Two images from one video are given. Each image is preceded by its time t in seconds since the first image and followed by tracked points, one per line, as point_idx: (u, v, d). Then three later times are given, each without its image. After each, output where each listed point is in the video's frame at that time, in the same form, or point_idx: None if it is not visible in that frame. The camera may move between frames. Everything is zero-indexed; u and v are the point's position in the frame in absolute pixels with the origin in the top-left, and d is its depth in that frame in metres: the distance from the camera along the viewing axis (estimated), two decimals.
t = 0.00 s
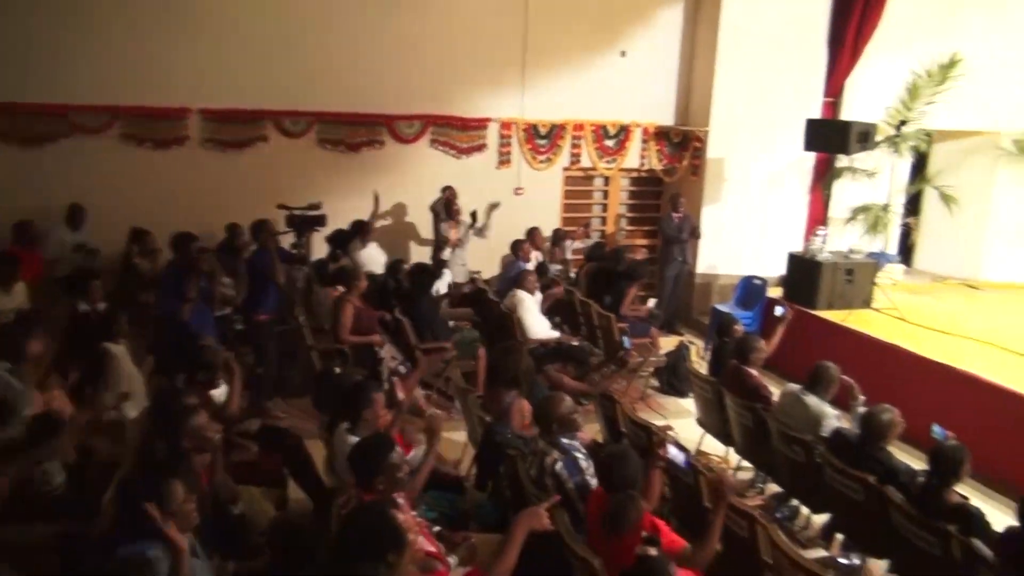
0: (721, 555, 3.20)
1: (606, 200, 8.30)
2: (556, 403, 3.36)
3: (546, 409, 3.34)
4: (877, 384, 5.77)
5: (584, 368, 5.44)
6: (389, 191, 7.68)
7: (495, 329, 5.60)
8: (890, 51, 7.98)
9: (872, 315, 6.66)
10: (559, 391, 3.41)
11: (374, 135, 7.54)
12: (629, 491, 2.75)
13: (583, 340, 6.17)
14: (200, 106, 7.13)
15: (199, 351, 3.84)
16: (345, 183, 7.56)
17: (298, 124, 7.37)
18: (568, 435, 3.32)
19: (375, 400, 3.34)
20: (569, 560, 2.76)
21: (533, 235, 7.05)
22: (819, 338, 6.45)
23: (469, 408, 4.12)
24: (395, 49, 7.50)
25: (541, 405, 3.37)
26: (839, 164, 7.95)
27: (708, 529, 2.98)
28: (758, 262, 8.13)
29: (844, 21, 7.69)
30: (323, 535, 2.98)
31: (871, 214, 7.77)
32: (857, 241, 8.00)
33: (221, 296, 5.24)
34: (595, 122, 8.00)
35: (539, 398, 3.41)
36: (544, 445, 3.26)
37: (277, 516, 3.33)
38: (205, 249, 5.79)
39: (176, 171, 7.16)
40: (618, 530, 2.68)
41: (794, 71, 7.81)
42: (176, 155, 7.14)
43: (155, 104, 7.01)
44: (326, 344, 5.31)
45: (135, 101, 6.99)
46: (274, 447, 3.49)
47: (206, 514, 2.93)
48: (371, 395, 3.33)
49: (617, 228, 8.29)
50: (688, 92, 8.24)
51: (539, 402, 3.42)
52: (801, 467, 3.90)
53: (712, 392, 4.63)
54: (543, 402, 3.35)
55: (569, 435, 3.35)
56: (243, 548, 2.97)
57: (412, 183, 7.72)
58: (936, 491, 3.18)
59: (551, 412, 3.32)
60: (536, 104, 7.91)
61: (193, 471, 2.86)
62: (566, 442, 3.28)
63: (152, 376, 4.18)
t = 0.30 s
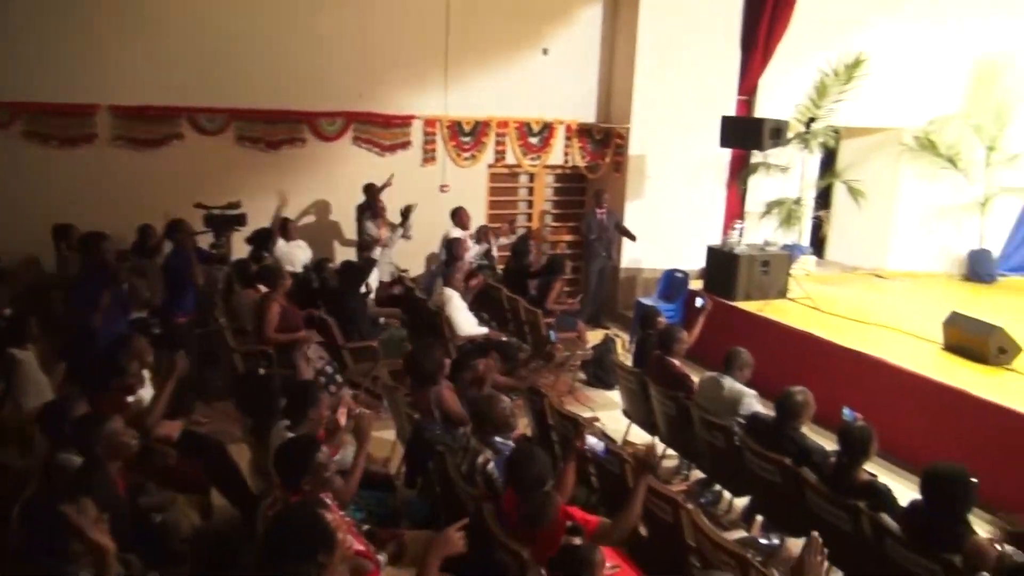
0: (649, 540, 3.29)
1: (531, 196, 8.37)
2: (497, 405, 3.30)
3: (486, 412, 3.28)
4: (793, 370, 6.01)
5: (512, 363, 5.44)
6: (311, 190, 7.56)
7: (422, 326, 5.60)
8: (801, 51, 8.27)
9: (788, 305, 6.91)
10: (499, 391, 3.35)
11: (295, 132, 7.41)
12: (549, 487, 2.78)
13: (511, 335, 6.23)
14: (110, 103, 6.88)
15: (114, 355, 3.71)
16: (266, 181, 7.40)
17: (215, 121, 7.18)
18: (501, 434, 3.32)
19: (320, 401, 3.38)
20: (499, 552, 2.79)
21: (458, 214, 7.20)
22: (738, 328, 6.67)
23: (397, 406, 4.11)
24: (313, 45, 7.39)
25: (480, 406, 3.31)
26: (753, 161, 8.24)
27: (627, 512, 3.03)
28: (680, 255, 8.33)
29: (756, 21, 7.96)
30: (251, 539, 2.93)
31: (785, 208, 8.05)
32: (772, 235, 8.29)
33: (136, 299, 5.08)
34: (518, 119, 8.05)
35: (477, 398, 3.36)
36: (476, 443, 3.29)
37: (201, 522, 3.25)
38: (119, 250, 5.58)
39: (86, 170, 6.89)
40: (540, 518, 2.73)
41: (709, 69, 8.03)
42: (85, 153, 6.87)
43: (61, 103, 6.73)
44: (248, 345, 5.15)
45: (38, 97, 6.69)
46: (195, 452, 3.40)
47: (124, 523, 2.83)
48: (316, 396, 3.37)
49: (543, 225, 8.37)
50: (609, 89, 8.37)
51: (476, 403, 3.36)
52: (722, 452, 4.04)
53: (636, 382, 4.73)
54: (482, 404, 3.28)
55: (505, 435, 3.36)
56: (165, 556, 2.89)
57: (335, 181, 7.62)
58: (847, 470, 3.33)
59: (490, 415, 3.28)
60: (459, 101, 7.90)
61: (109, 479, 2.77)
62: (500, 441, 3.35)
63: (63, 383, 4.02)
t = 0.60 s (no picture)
0: (602, 531, 3.34)
1: (481, 193, 8.38)
2: (463, 411, 3.21)
3: (450, 416, 3.21)
4: (739, 361, 6.15)
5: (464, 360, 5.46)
6: (258, 188, 7.44)
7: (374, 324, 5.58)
8: (743, 49, 8.44)
9: (735, 297, 7.06)
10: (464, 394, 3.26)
11: (240, 130, 7.28)
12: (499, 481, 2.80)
13: (463, 333, 6.25)
14: (45, 100, 6.67)
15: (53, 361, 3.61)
16: (211, 180, 7.27)
17: (157, 119, 7.02)
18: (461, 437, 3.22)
19: (279, 401, 3.32)
20: (454, 547, 2.81)
21: (401, 199, 7.22)
22: (686, 321, 6.80)
23: (348, 405, 4.09)
24: (257, 42, 7.28)
25: (442, 408, 3.23)
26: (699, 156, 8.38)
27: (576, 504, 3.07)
28: (629, 251, 8.43)
29: (699, 19, 8.09)
30: (202, 546, 2.88)
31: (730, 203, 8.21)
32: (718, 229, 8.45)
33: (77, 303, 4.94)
34: (467, 117, 8.05)
35: (440, 403, 3.27)
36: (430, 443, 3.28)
37: (149, 528, 3.20)
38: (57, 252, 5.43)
39: (21, 170, 6.66)
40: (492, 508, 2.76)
41: (655, 67, 8.14)
42: (20, 153, 6.65)
43: None
44: (196, 348, 5.06)
45: None
46: (141, 457, 3.34)
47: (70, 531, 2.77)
48: (275, 398, 3.31)
49: (494, 221, 8.40)
50: (557, 87, 8.43)
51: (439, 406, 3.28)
52: (671, 442, 4.12)
53: (588, 376, 4.80)
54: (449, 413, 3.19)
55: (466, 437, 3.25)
56: (112, 563, 2.83)
57: (283, 180, 7.53)
58: (792, 456, 3.42)
59: (456, 421, 3.20)
60: (407, 99, 7.87)
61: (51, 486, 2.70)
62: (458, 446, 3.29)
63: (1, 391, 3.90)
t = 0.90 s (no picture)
0: (575, 524, 3.37)
1: (451, 190, 8.37)
2: (445, 418, 3.31)
3: (431, 423, 3.32)
4: (708, 355, 6.22)
5: (437, 357, 5.46)
6: (225, 186, 7.37)
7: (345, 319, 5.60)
8: (710, 46, 8.50)
9: (703, 292, 7.13)
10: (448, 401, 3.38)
11: (205, 128, 7.20)
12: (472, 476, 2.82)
13: (434, 330, 6.25)
14: (3, 97, 6.52)
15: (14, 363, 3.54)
16: (176, 178, 7.18)
17: (119, 116, 6.91)
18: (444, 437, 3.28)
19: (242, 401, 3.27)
20: (427, 543, 2.80)
21: (363, 192, 7.27)
22: (656, 316, 6.87)
23: (319, 403, 4.08)
24: (222, 39, 7.20)
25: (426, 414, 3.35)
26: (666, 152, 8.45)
27: (552, 503, 3.18)
28: (599, 246, 8.47)
29: (666, 16, 8.15)
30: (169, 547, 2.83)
31: (698, 199, 8.31)
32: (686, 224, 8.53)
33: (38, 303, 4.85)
34: (436, 114, 8.03)
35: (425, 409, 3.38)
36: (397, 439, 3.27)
37: (116, 530, 3.15)
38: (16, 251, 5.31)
39: None
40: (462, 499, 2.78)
41: (623, 64, 8.18)
42: None
43: None
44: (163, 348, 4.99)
45: None
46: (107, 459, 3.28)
47: (34, 536, 2.71)
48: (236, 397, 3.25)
49: (464, 218, 8.40)
50: (525, 83, 8.44)
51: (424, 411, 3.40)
52: (641, 435, 4.16)
53: (558, 371, 4.83)
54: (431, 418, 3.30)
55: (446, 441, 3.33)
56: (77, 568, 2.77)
57: (250, 178, 7.45)
58: (759, 446, 3.48)
59: (437, 426, 3.30)
60: (375, 96, 7.83)
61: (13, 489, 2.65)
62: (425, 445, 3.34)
63: None
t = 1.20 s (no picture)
0: (564, 517, 3.37)
1: (439, 186, 8.36)
2: (442, 411, 3.24)
3: (429, 415, 3.23)
4: (696, 349, 6.25)
5: (426, 352, 5.46)
6: (211, 183, 7.33)
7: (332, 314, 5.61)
8: (697, 41, 8.52)
9: (691, 286, 7.15)
10: (444, 395, 3.31)
11: (191, 124, 7.15)
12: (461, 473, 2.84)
13: (423, 326, 6.26)
14: None
15: None
16: (161, 175, 7.14)
17: (104, 113, 6.86)
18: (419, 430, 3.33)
19: (210, 394, 3.26)
20: (414, 536, 2.80)
21: (347, 185, 7.25)
22: (643, 310, 6.89)
23: (307, 398, 4.07)
24: (207, 34, 7.16)
25: (424, 406, 3.25)
26: (654, 147, 8.47)
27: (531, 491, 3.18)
28: (587, 242, 8.48)
29: (652, 12, 8.16)
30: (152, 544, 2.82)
31: (685, 193, 8.34)
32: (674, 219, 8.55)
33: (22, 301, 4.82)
34: (423, 110, 8.01)
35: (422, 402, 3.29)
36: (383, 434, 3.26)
37: (102, 527, 3.14)
38: None
39: None
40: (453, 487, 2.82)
41: (610, 59, 8.19)
42: None
43: None
44: (149, 345, 4.97)
45: None
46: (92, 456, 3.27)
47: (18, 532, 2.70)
48: (205, 391, 3.25)
49: (453, 214, 8.40)
50: (513, 79, 8.43)
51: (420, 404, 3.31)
52: (629, 428, 4.17)
53: (547, 365, 4.84)
54: (429, 411, 3.21)
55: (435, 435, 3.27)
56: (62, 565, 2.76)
57: (236, 174, 7.41)
58: (745, 438, 3.50)
59: (434, 419, 3.22)
60: (362, 92, 7.82)
61: None
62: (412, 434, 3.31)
63: None
